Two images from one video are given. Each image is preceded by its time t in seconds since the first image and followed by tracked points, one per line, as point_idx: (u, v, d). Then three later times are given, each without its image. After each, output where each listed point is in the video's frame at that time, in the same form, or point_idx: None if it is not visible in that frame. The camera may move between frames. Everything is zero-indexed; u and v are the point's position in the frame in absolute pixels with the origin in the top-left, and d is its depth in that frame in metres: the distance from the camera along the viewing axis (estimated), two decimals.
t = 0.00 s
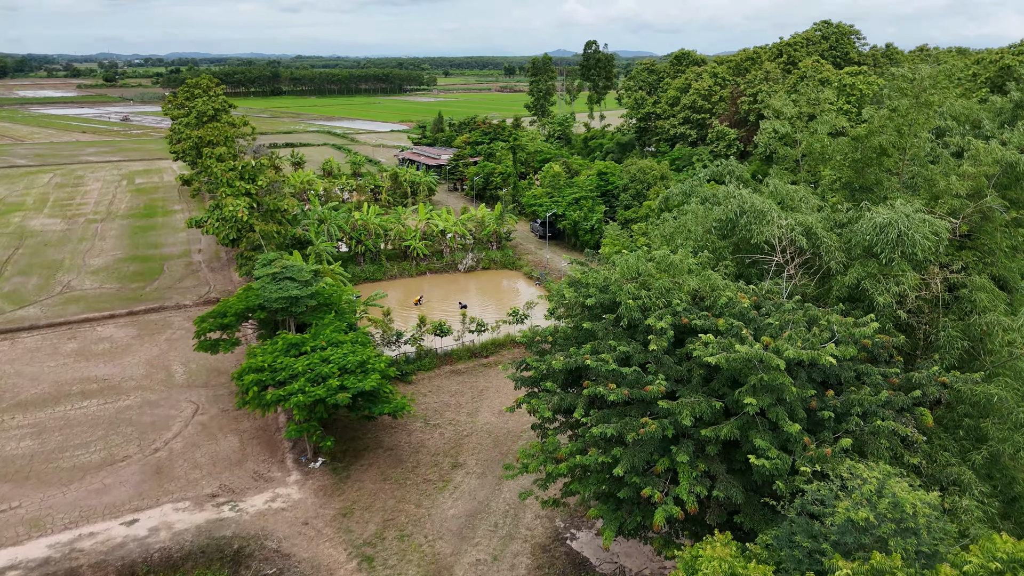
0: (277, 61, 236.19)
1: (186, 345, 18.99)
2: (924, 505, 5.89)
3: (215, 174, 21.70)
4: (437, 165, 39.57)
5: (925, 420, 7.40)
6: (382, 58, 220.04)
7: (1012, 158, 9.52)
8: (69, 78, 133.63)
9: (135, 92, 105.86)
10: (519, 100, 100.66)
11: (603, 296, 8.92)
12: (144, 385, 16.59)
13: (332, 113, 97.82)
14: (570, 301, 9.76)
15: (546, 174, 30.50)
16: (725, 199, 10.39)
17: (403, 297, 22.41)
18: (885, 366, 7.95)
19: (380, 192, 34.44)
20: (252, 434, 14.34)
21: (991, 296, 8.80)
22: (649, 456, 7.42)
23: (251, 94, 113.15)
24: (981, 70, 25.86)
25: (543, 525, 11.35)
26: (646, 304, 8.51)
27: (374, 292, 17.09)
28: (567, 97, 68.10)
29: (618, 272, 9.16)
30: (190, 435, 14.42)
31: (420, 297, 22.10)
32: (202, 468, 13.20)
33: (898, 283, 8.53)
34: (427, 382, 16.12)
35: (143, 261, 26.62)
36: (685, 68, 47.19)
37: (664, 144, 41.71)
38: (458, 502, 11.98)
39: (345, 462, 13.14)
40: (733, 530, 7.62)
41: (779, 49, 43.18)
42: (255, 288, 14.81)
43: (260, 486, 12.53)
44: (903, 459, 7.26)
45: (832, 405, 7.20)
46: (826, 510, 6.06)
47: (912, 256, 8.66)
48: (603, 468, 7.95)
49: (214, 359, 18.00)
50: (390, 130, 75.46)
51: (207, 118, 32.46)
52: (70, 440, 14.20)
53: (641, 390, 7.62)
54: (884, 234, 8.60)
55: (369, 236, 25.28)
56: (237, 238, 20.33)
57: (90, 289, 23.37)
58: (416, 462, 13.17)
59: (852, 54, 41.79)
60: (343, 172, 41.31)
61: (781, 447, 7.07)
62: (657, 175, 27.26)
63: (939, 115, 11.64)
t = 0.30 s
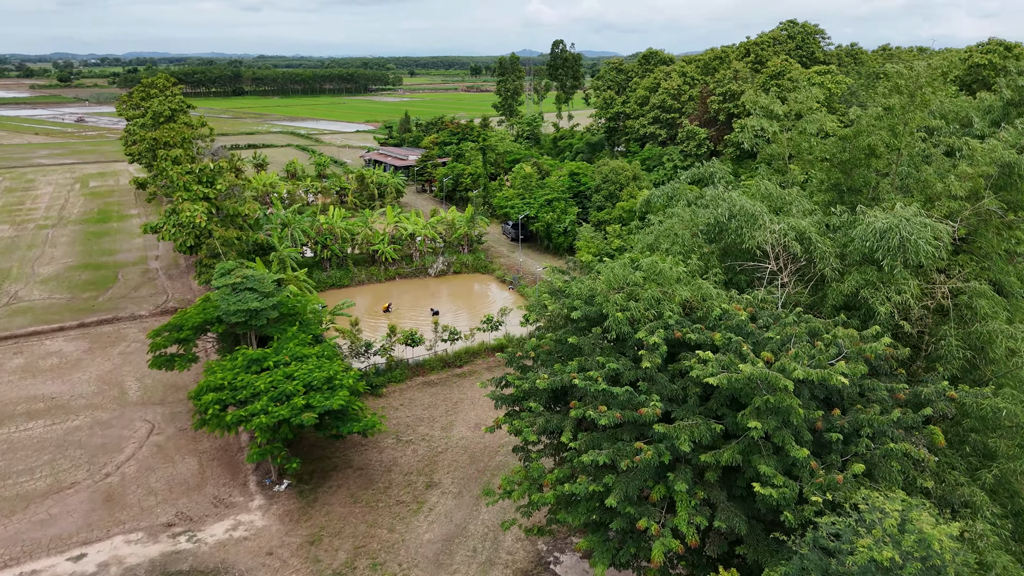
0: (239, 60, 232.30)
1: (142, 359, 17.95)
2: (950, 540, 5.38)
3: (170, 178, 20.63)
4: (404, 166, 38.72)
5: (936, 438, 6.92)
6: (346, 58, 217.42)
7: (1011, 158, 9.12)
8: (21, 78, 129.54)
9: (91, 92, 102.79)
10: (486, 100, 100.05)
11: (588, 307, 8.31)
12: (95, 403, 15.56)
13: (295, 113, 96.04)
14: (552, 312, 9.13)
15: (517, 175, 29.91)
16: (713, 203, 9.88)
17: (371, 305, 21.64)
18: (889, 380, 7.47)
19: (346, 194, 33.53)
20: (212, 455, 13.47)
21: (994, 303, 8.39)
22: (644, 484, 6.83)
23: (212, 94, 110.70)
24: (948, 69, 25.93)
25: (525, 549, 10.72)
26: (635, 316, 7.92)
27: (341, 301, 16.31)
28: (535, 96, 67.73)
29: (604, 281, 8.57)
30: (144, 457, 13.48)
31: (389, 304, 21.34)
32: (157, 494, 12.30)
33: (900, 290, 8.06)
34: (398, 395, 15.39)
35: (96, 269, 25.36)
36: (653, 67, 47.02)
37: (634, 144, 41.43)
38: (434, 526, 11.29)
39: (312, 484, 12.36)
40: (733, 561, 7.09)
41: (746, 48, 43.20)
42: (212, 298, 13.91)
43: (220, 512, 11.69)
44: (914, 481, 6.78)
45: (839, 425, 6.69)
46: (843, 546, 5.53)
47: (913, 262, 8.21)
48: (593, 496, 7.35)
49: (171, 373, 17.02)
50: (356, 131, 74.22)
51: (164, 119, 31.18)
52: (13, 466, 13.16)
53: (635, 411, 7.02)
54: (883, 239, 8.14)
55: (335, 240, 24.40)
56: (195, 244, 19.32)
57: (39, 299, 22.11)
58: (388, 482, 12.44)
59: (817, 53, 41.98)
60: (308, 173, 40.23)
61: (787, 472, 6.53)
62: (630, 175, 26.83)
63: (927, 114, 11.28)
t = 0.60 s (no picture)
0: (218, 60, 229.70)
1: (113, 371, 17.13)
2: None
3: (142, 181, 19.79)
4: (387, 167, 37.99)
5: (965, 463, 6.42)
6: (327, 57, 215.48)
7: None
8: None
9: (65, 92, 100.76)
10: (468, 100, 99.36)
11: (587, 321, 7.72)
12: (61, 420, 14.74)
13: (275, 113, 94.79)
14: (546, 326, 8.54)
15: (502, 176, 29.33)
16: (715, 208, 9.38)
17: (352, 312, 21.00)
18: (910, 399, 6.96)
19: (327, 196, 32.76)
20: (185, 475, 12.73)
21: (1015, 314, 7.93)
22: (653, 517, 6.27)
23: (190, 94, 109.06)
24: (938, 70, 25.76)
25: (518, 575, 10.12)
26: (638, 331, 7.35)
27: (322, 309, 15.66)
28: (518, 96, 67.21)
29: (603, 293, 8.00)
30: (113, 478, 12.72)
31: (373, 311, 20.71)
32: (126, 519, 11.56)
33: (920, 302, 7.57)
34: (382, 407, 14.74)
35: (66, 275, 24.40)
36: (638, 67, 46.64)
37: (620, 144, 41.00)
38: (421, 550, 10.67)
39: (291, 505, 11.70)
40: None
41: (731, 47, 42.92)
42: (184, 310, 13.16)
43: (193, 538, 10.98)
44: (942, 509, 6.27)
45: (863, 451, 6.16)
46: None
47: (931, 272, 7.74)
48: (595, 528, 6.77)
49: (143, 386, 16.22)
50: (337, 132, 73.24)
51: (137, 120, 30.25)
52: None
53: (641, 438, 6.44)
54: (900, 248, 7.67)
55: (316, 244, 23.66)
56: (169, 250, 18.51)
57: (5, 308, 21.16)
58: (372, 502, 11.81)
59: (802, 52, 41.81)
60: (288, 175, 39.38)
61: (808, 503, 6.00)
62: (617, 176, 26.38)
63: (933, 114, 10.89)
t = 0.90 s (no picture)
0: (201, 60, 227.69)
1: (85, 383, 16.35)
2: None
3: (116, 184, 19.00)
4: (373, 168, 37.27)
5: (1004, 493, 5.89)
6: (312, 57, 213.96)
7: None
8: None
9: (44, 92, 99.00)
10: (454, 100, 98.68)
11: (589, 337, 7.14)
12: (29, 437, 13.96)
13: (258, 113, 93.65)
14: (544, 342, 7.96)
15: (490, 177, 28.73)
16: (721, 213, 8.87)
17: (337, 319, 20.37)
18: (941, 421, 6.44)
19: (311, 198, 32.02)
20: (160, 497, 12.03)
21: None
22: (667, 557, 5.69)
23: (171, 94, 107.53)
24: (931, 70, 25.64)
25: None
26: (646, 349, 6.78)
27: (305, 319, 15.00)
28: (505, 96, 66.66)
29: (605, 307, 7.43)
30: (82, 501, 11.98)
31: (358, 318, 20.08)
32: (95, 545, 10.84)
33: (947, 316, 7.08)
34: (368, 421, 14.11)
35: (39, 281, 23.52)
36: (626, 66, 46.20)
37: (608, 144, 40.53)
38: None
39: (272, 529, 11.04)
40: None
41: (720, 46, 42.56)
42: (157, 321, 12.44)
43: (166, 567, 10.28)
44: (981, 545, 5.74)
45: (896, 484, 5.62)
46: None
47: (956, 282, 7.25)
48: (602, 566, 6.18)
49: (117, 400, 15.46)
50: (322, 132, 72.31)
51: (114, 121, 29.41)
52: None
53: (652, 468, 5.88)
54: (925, 257, 7.17)
55: (299, 248, 22.95)
56: (144, 257, 17.74)
57: None
58: (358, 524, 11.17)
59: (791, 51, 41.53)
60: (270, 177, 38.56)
61: (837, 542, 5.45)
62: (607, 178, 26.02)
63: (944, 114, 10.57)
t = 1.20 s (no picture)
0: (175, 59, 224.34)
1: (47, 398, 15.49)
2: None
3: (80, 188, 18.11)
4: (351, 169, 36.48)
5: None
6: (289, 57, 211.78)
7: None
8: None
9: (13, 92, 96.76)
10: (433, 100, 98.08)
11: (588, 356, 6.56)
12: None
13: (234, 114, 92.21)
14: (537, 360, 7.37)
15: (471, 178, 28.12)
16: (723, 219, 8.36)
17: (314, 328, 19.70)
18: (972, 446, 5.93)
19: (287, 201, 31.20)
20: (125, 523, 11.26)
21: None
22: None
23: (145, 95, 105.67)
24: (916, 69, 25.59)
25: None
26: (650, 369, 6.21)
27: (280, 330, 14.29)
28: (485, 96, 66.15)
29: (604, 322, 6.86)
30: (40, 528, 11.18)
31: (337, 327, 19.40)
32: None
33: (971, 330, 6.60)
34: (347, 436, 13.45)
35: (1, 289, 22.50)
36: (608, 66, 45.82)
37: (591, 144, 40.11)
38: None
39: (245, 557, 10.33)
40: None
41: (701, 45, 42.31)
42: (119, 335, 11.65)
43: None
44: None
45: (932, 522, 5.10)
46: None
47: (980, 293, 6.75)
48: None
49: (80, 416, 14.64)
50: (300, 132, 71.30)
51: (81, 123, 28.41)
52: None
53: (663, 507, 5.30)
54: (946, 266, 6.66)
55: (274, 253, 22.17)
56: (110, 264, 16.90)
57: None
58: (337, 549, 10.50)
59: (772, 50, 41.37)
60: (246, 179, 37.63)
61: None
62: (593, 178, 26.04)
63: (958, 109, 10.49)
